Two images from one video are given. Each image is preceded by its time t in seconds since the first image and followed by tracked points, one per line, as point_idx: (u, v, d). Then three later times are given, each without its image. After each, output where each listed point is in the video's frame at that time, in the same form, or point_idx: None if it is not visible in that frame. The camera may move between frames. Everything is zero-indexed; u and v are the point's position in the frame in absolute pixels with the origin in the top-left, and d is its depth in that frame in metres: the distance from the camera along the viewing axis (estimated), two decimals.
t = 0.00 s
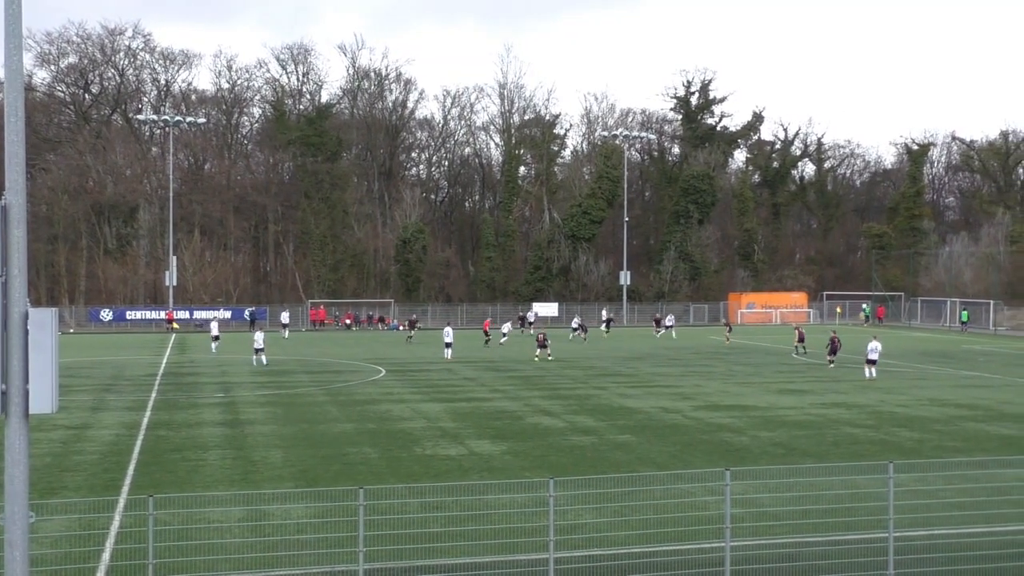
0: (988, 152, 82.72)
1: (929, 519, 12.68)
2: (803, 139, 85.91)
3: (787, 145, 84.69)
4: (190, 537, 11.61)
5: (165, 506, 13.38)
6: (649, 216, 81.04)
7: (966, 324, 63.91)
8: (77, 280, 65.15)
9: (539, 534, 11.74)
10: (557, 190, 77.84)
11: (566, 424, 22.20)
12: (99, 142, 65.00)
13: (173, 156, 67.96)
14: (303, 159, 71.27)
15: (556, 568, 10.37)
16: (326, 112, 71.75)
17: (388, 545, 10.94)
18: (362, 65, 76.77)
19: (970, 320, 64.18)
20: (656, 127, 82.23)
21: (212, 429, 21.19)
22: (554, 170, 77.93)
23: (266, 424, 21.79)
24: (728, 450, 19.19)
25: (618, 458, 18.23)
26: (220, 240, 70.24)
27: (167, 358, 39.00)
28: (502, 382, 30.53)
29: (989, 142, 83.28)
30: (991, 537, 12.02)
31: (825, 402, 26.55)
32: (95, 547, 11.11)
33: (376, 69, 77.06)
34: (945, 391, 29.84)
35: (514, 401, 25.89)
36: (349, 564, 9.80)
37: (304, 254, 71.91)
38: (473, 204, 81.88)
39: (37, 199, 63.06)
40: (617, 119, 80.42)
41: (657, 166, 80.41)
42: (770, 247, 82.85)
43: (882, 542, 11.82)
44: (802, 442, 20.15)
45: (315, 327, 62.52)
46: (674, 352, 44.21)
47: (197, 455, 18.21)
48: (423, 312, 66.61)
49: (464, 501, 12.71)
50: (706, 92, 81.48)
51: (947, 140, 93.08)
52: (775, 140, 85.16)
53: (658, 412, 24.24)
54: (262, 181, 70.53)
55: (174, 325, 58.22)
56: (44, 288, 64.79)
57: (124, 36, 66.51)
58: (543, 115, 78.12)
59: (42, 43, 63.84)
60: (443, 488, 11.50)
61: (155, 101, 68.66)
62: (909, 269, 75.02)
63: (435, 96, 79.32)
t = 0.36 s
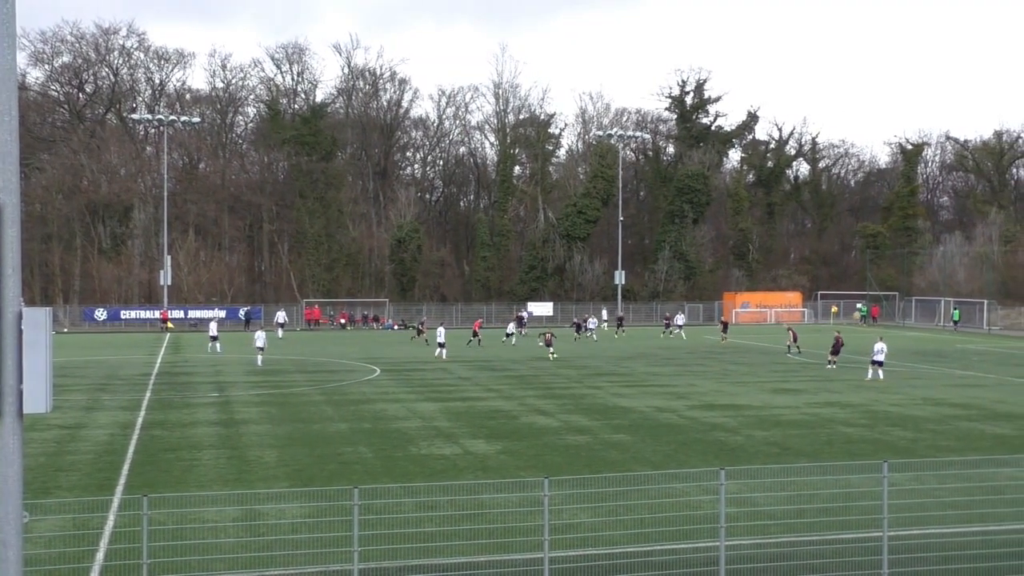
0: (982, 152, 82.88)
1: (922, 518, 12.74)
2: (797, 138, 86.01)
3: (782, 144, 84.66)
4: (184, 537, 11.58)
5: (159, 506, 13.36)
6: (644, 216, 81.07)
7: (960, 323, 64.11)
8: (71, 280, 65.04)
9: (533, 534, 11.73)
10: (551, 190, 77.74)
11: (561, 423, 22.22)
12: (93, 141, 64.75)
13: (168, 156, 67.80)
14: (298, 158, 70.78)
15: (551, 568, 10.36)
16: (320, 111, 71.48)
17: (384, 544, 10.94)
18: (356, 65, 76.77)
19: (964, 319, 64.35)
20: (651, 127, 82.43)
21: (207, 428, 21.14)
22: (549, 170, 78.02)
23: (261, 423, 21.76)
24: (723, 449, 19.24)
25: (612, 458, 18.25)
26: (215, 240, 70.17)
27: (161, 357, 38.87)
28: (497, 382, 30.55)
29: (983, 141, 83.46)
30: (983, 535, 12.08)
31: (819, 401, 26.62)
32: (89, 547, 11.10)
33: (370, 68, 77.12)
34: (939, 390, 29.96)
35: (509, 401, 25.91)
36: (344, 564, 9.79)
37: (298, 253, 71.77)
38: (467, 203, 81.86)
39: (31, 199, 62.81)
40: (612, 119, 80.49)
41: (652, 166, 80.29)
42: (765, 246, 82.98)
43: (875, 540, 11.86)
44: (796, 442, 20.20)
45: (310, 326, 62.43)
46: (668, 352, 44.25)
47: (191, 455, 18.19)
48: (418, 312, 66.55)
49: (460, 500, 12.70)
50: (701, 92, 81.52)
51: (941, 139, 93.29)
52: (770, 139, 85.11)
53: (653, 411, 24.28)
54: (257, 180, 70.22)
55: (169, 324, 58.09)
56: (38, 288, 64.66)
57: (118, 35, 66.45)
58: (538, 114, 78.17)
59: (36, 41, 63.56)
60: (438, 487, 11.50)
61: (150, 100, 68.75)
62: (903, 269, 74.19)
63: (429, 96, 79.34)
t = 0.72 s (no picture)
0: (975, 151, 83.13)
1: (914, 518, 12.79)
2: (791, 137, 86.17)
3: (776, 143, 84.75)
4: (178, 537, 11.58)
5: (153, 505, 13.36)
6: (638, 216, 81.17)
7: (953, 322, 64.28)
8: (64, 279, 64.69)
9: (526, 533, 11.74)
10: (545, 190, 77.77)
11: (554, 422, 22.26)
12: (86, 140, 64.43)
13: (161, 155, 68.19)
14: (292, 157, 70.67)
15: (544, 568, 10.36)
16: (314, 109, 70.80)
17: (376, 545, 10.92)
18: (350, 64, 76.74)
19: (957, 318, 64.55)
20: (645, 126, 82.63)
21: (200, 428, 21.11)
22: (543, 169, 77.96)
23: (254, 423, 21.74)
24: (716, 448, 19.29)
25: (606, 457, 18.26)
26: (208, 240, 70.02)
27: (154, 357, 38.78)
28: (491, 381, 30.58)
29: (976, 141, 83.70)
30: (974, 534, 12.12)
31: (812, 400, 26.70)
32: (82, 546, 11.09)
33: (364, 67, 77.14)
34: (931, 389, 30.07)
35: (503, 400, 25.93)
36: (338, 565, 9.79)
37: (292, 253, 71.50)
38: (461, 203, 81.48)
39: (24, 198, 62.71)
40: (605, 118, 80.60)
41: (646, 165, 80.27)
42: (758, 246, 83.12)
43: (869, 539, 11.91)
44: (789, 441, 20.26)
45: (303, 325, 62.24)
46: (662, 351, 44.32)
47: (185, 454, 18.17)
48: (412, 311, 66.41)
49: (453, 500, 12.69)
50: (695, 91, 81.63)
51: (934, 139, 93.52)
52: (763, 139, 85.25)
53: (647, 410, 24.31)
54: (250, 179, 70.56)
55: (162, 324, 57.95)
56: (31, 288, 64.35)
57: (111, 34, 66.31)
58: (531, 113, 78.19)
59: (29, 40, 63.50)
60: (433, 486, 11.49)
61: (143, 100, 68.25)
62: (897, 268, 75.65)
63: (424, 95, 79.32)
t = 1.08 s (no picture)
0: (969, 151, 83.27)
1: (909, 516, 12.82)
2: (785, 137, 86.22)
3: (770, 143, 84.78)
4: (172, 537, 11.57)
5: (147, 505, 13.34)
6: (632, 215, 81.27)
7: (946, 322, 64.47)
8: (58, 278, 64.69)
9: (521, 532, 11.74)
10: (540, 189, 77.79)
11: (549, 421, 22.28)
12: (80, 140, 64.28)
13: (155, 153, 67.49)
14: (287, 157, 70.51)
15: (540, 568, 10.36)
16: (309, 109, 71.01)
17: (372, 545, 10.92)
18: (345, 63, 76.60)
19: (951, 317, 64.74)
20: (640, 125, 82.66)
21: (195, 427, 21.09)
22: (537, 168, 77.99)
23: (249, 422, 21.71)
24: (711, 447, 19.32)
25: (601, 456, 18.27)
26: (202, 239, 69.99)
27: (148, 356, 38.73)
28: (486, 381, 30.59)
29: (970, 140, 83.87)
30: (968, 532, 12.15)
31: (807, 399, 26.76)
32: (76, 547, 11.06)
33: (359, 66, 77.00)
34: (925, 388, 30.15)
35: (498, 399, 25.95)
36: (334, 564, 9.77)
37: (286, 252, 71.45)
38: (456, 202, 81.74)
39: (17, 198, 62.55)
40: (600, 117, 80.66)
41: (640, 165, 80.31)
42: (752, 245, 83.26)
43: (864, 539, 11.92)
44: (784, 439, 20.30)
45: (298, 325, 62.19)
46: (656, 350, 44.38)
47: (180, 454, 18.14)
48: (406, 311, 66.43)
49: (449, 500, 12.70)
50: (690, 90, 81.69)
51: (928, 138, 93.70)
52: (758, 138, 85.20)
53: (641, 409, 24.35)
54: (244, 179, 70.22)
55: (156, 323, 57.86)
56: (25, 288, 64.34)
57: (105, 33, 65.96)
58: (526, 113, 78.23)
59: (21, 39, 62.96)
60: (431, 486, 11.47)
61: (137, 99, 68.10)
62: (892, 267, 75.62)
63: (418, 94, 79.26)
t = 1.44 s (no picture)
0: (951, 150, 83.84)
1: (890, 511, 12.92)
2: (769, 135, 86.51)
3: (753, 141, 85.03)
4: (153, 539, 11.52)
5: (130, 505, 13.27)
6: (616, 213, 81.47)
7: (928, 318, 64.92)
8: (38, 277, 64.24)
9: (504, 530, 11.73)
10: (524, 187, 77.95)
11: (533, 419, 22.29)
12: (60, 136, 63.63)
13: (137, 151, 67.14)
14: (270, 154, 70.25)
15: (524, 566, 10.40)
16: (292, 106, 70.83)
17: (355, 545, 10.89)
18: (328, 60, 76.24)
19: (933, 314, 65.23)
20: (624, 123, 82.74)
21: (178, 426, 20.97)
22: (521, 166, 78.05)
23: (233, 421, 21.61)
24: (695, 445, 19.39)
25: (585, 454, 18.31)
26: (184, 237, 69.67)
27: (130, 356, 38.45)
28: (470, 379, 30.56)
29: (951, 139, 84.46)
30: (949, 527, 12.24)
31: (790, 396, 26.88)
32: (56, 549, 10.98)
33: (343, 64, 76.65)
34: (906, 384, 30.37)
35: (482, 397, 25.92)
36: (318, 565, 9.73)
37: (269, 250, 71.11)
38: (440, 199, 81.62)
39: None
40: (584, 115, 80.69)
41: (624, 162, 80.46)
42: (736, 242, 83.63)
43: (845, 534, 12.01)
44: (768, 436, 20.39)
45: (281, 323, 61.98)
46: (640, 348, 44.45)
47: (163, 453, 18.04)
48: (390, 309, 66.32)
49: (432, 499, 12.69)
50: (673, 88, 81.93)
51: (910, 136, 94.32)
52: (741, 136, 85.40)
53: (625, 407, 24.41)
54: (227, 176, 69.86)
55: (138, 322, 57.51)
56: (5, 287, 63.79)
57: (85, 28, 65.45)
58: (510, 110, 78.21)
59: None
60: (415, 484, 11.45)
61: (119, 95, 67.69)
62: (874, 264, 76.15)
63: (402, 92, 79.07)
